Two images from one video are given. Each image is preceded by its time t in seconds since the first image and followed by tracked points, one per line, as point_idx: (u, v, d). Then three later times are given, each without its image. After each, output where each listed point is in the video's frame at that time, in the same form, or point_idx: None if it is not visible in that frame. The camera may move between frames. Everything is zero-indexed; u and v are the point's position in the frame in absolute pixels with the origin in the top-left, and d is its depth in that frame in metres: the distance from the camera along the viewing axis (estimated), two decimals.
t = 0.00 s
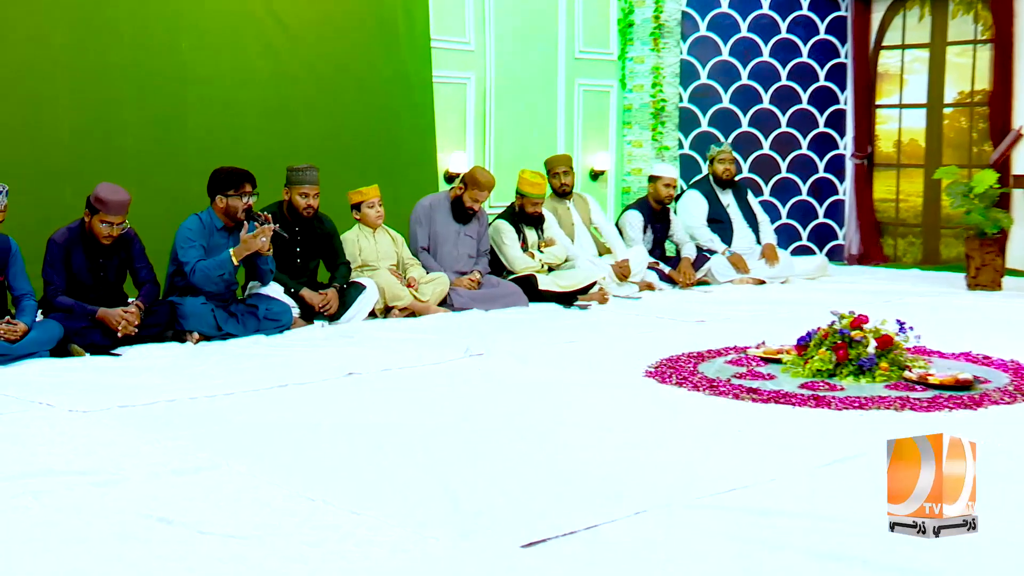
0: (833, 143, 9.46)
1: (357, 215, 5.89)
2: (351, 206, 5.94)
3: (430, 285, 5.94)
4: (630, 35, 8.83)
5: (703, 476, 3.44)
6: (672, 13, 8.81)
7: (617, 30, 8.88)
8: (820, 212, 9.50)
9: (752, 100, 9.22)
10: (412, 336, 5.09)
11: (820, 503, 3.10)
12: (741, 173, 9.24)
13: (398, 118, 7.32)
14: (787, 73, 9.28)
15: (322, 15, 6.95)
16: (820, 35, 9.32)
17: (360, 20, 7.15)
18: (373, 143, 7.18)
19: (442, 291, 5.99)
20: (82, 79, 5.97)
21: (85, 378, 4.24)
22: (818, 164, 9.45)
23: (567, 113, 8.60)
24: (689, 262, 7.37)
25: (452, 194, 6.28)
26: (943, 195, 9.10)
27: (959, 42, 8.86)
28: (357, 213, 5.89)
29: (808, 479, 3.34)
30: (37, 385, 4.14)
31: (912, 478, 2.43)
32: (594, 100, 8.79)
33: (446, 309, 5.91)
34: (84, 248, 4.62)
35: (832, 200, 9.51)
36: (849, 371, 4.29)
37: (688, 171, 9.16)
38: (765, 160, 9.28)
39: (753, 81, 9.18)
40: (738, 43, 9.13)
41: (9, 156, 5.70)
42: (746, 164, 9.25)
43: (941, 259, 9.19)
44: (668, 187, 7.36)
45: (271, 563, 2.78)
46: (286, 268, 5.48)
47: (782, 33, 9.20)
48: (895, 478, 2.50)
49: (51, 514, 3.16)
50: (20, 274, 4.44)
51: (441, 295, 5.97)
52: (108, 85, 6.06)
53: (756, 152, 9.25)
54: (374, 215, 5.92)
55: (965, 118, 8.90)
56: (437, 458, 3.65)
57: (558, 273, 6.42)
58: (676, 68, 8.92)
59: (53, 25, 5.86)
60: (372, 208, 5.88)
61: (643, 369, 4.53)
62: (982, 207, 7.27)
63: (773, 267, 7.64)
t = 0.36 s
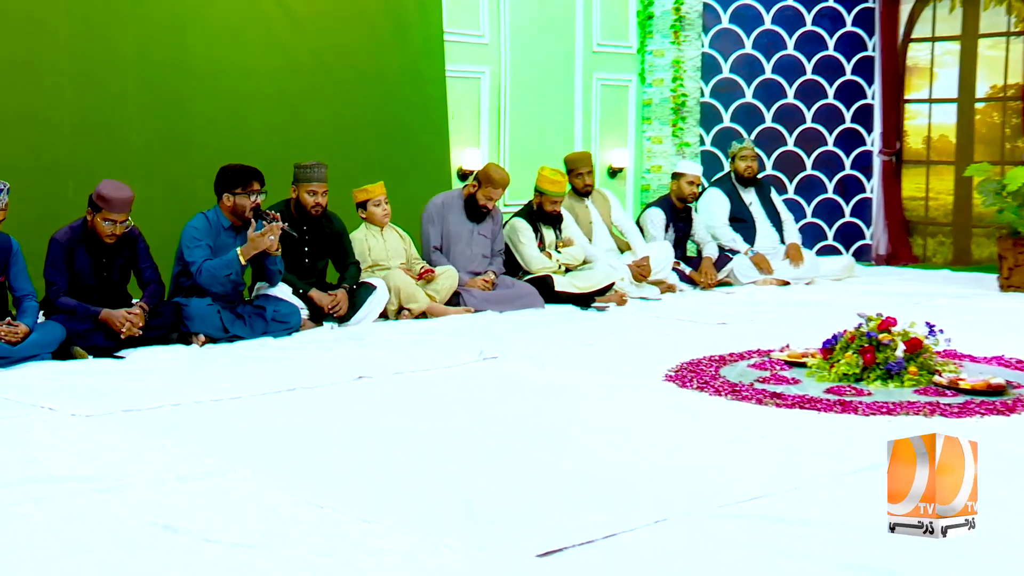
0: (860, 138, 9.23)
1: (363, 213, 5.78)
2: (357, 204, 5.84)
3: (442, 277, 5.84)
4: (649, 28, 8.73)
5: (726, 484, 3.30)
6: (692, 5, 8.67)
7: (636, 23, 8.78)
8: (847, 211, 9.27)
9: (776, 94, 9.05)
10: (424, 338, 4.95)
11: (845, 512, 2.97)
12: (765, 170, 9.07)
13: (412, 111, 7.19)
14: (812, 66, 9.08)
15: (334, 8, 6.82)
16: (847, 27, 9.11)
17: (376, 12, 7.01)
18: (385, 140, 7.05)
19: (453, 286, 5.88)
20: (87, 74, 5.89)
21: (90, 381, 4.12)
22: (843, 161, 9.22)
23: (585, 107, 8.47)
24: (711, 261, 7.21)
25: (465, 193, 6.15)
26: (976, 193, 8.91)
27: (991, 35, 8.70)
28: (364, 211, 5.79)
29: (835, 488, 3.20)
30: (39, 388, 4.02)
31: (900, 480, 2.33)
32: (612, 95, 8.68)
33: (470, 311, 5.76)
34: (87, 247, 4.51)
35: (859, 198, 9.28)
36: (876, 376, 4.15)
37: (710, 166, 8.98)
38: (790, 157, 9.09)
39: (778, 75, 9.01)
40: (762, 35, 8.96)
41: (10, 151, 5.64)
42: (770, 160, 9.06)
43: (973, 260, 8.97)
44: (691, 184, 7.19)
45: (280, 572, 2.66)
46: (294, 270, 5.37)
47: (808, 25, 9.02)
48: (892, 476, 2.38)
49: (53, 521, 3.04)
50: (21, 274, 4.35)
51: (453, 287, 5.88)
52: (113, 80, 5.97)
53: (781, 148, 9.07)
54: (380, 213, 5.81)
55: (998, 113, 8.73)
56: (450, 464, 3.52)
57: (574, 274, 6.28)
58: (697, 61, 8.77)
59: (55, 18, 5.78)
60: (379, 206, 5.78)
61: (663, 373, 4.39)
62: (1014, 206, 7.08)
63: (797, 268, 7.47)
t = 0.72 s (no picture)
0: (890, 136, 9.00)
1: (375, 213, 5.65)
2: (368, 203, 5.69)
3: (453, 276, 5.73)
4: (671, 21, 8.51)
5: (751, 491, 3.16)
6: None
7: (658, 16, 8.57)
8: (876, 210, 9.03)
9: (802, 89, 8.81)
10: (437, 341, 4.82)
11: (873, 521, 2.84)
12: (790, 168, 8.84)
13: (429, 106, 7.09)
14: (840, 60, 8.85)
15: None
16: (876, 20, 8.91)
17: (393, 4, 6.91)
18: (401, 139, 6.95)
19: (465, 284, 5.77)
20: (94, 70, 5.79)
21: (95, 385, 4.01)
22: (873, 158, 9.00)
23: (605, 108, 8.34)
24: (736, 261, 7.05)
25: (481, 190, 6.03)
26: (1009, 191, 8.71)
27: None
28: (375, 211, 5.65)
29: (864, 496, 3.06)
30: (43, 392, 3.91)
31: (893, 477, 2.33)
32: (633, 90, 8.49)
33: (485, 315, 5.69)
34: (90, 246, 4.42)
35: (888, 196, 9.03)
36: (906, 381, 3.98)
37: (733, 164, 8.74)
38: (816, 154, 8.86)
39: (804, 69, 8.78)
40: (787, 28, 8.74)
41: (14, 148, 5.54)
42: (796, 157, 8.85)
43: (1006, 261, 8.79)
44: (709, 184, 7.03)
45: None
46: (305, 270, 5.25)
47: (836, 18, 8.81)
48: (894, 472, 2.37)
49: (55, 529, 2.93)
50: (24, 275, 4.25)
51: (463, 287, 5.76)
52: (120, 75, 5.87)
53: (806, 146, 8.83)
54: (393, 214, 5.67)
55: None
56: (465, 471, 3.40)
57: (593, 274, 6.16)
58: (720, 55, 8.55)
59: (61, 12, 5.69)
60: (391, 207, 5.64)
61: (684, 377, 4.25)
62: None
63: (824, 269, 7.35)
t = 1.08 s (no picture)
0: (922, 132, 8.68)
1: (396, 216, 5.51)
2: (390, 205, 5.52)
3: (471, 279, 5.60)
4: (695, 14, 8.44)
5: (777, 500, 3.03)
6: None
7: (681, 9, 8.46)
8: (908, 209, 8.72)
9: (831, 84, 8.61)
10: (453, 344, 4.69)
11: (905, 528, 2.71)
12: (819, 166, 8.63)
13: (446, 100, 6.96)
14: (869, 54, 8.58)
15: None
16: (909, 12, 8.58)
17: None
18: (415, 134, 6.83)
19: (484, 287, 5.64)
20: (99, 62, 5.68)
21: (101, 389, 3.90)
22: (904, 156, 8.69)
23: (627, 103, 8.21)
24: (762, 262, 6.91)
25: (498, 188, 5.89)
26: None
27: None
28: (395, 214, 5.51)
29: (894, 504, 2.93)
30: (48, 396, 3.80)
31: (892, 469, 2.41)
32: (656, 84, 8.38)
33: (501, 316, 5.57)
34: (95, 244, 4.34)
35: (920, 194, 8.71)
36: (939, 386, 3.84)
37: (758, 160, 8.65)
38: (845, 151, 8.63)
39: (833, 63, 8.56)
40: (815, 21, 8.53)
41: (15, 142, 5.44)
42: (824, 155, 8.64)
43: None
44: (729, 186, 6.82)
45: None
46: (317, 271, 5.13)
47: (865, 10, 8.53)
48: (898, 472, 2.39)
49: (59, 537, 2.82)
50: (28, 276, 4.15)
51: (484, 288, 5.64)
52: (126, 68, 5.77)
53: (835, 142, 8.63)
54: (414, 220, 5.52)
55: None
56: (480, 479, 3.27)
57: (614, 276, 6.04)
58: (746, 48, 8.47)
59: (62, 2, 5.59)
60: (413, 213, 5.49)
61: (709, 382, 4.10)
62: None
63: (854, 271, 7.14)
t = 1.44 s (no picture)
0: (955, 127, 8.76)
1: (408, 216, 5.38)
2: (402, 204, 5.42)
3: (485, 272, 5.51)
4: (720, 7, 8.13)
5: (804, 509, 2.90)
6: None
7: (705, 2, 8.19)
8: (939, 208, 8.77)
9: (861, 79, 8.53)
10: (469, 347, 4.56)
11: (948, 542, 2.55)
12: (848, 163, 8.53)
13: (465, 94, 6.84)
14: (901, 48, 8.60)
15: None
16: (941, 5, 8.65)
17: None
18: (433, 130, 6.72)
19: (498, 280, 5.54)
20: (107, 58, 5.61)
21: (107, 393, 3.79)
22: (936, 152, 8.74)
23: (648, 95, 7.99)
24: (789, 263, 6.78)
25: (515, 186, 5.76)
26: None
27: None
28: (407, 214, 5.40)
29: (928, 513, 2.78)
30: (53, 400, 3.70)
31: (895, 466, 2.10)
32: (678, 79, 8.13)
33: (522, 317, 5.47)
34: (100, 243, 4.26)
35: (954, 193, 8.78)
36: (972, 392, 3.69)
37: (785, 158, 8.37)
38: (875, 148, 8.59)
39: (863, 57, 8.49)
40: (845, 13, 8.42)
41: (21, 140, 5.38)
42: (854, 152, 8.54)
43: None
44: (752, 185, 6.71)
45: None
46: (330, 271, 5.03)
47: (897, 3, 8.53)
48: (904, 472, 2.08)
49: (63, 545, 2.70)
50: (32, 276, 4.06)
51: (497, 282, 5.53)
52: (134, 64, 5.69)
53: (865, 139, 8.54)
54: (426, 219, 5.39)
55: None
56: (496, 487, 3.15)
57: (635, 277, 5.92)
58: (771, 42, 8.13)
59: None
60: (426, 212, 5.37)
61: (733, 386, 3.96)
62: None
63: (884, 272, 7.00)
